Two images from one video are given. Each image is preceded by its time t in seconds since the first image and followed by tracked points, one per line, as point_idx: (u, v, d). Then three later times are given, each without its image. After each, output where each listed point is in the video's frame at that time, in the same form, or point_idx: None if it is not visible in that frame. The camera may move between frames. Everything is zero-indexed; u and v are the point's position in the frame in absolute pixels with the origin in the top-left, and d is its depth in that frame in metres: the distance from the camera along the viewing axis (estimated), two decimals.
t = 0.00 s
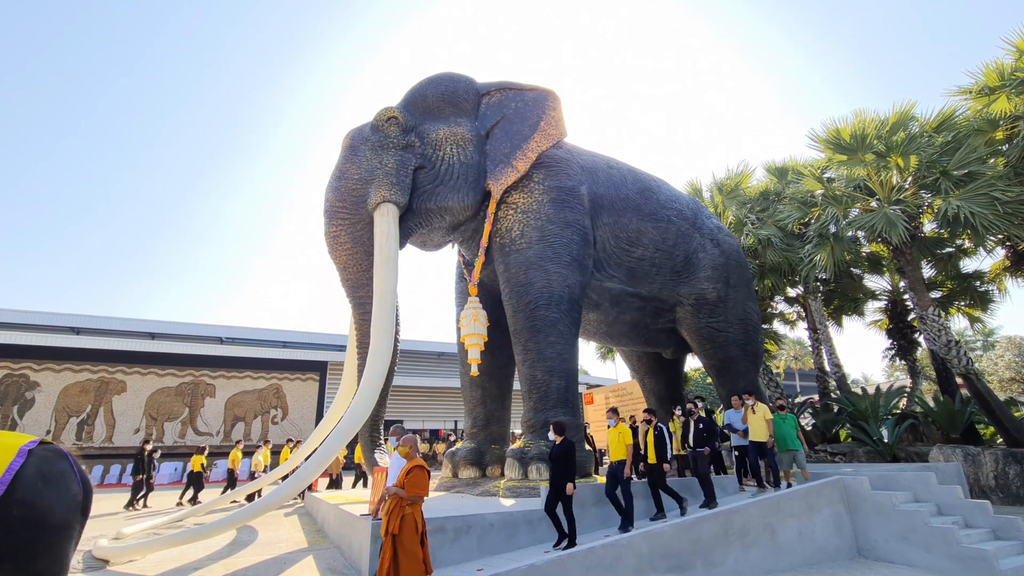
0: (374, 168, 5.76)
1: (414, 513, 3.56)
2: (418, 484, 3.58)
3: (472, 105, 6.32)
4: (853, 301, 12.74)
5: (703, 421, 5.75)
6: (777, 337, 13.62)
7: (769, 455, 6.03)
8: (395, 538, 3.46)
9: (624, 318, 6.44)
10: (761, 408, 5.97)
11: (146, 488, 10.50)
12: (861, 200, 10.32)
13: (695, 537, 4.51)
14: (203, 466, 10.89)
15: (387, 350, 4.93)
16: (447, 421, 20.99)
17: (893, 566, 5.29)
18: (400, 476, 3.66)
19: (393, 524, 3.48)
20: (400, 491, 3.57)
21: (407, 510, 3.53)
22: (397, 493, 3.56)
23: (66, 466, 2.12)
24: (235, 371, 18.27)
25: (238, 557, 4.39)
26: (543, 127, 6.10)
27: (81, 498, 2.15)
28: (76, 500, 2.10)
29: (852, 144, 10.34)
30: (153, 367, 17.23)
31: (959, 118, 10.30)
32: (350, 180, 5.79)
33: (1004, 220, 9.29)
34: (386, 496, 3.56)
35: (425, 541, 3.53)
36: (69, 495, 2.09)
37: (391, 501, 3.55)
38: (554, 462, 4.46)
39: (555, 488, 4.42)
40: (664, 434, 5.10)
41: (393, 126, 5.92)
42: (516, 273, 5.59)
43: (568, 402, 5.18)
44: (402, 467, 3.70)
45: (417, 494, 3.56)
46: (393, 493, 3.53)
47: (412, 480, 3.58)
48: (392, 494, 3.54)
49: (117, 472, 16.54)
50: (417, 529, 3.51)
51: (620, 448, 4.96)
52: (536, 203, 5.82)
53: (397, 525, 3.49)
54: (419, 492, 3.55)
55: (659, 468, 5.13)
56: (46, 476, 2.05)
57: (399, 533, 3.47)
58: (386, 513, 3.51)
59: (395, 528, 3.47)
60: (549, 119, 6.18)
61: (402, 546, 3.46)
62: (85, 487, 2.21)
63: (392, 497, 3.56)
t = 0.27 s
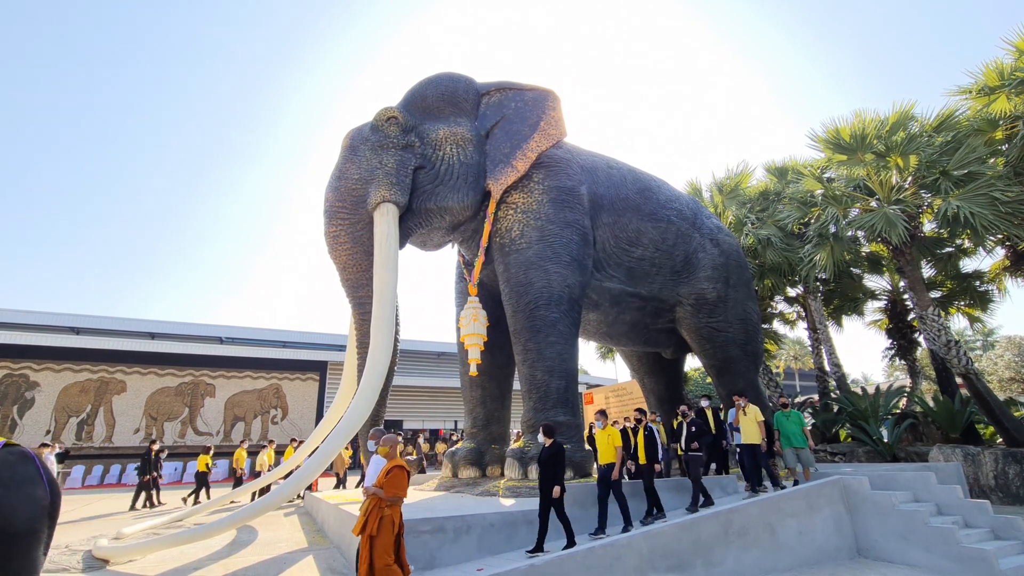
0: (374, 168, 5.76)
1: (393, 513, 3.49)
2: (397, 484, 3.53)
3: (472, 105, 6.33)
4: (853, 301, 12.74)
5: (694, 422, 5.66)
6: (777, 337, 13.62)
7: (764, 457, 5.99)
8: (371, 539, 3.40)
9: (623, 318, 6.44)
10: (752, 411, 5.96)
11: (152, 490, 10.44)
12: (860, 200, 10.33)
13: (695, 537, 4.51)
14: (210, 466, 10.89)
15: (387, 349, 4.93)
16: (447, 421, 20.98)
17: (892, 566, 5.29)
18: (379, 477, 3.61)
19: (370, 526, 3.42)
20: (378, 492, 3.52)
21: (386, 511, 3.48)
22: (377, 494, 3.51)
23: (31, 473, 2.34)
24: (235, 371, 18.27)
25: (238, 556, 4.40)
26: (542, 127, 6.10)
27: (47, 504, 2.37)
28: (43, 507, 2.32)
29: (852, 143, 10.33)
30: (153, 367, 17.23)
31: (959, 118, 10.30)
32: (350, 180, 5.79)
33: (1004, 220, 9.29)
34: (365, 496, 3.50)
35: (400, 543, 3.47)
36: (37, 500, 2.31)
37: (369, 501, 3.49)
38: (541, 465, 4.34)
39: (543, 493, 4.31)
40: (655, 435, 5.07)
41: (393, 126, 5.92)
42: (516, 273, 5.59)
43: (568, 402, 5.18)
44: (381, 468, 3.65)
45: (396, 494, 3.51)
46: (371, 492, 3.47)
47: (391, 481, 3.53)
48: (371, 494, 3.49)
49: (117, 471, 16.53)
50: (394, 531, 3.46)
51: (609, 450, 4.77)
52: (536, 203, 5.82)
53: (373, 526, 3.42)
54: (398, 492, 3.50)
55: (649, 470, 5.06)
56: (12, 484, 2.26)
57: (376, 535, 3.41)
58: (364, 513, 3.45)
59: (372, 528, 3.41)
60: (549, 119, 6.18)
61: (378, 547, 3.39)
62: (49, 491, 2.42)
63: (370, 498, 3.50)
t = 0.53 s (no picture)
0: (374, 168, 5.76)
1: (378, 514, 3.48)
2: (382, 485, 3.49)
3: (472, 104, 6.32)
4: (853, 301, 12.74)
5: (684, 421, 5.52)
6: (777, 336, 13.63)
7: (756, 458, 5.94)
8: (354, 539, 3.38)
9: (623, 317, 6.45)
10: (743, 410, 5.89)
11: (160, 491, 10.37)
12: (860, 199, 10.34)
13: (695, 536, 4.52)
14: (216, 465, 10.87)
15: (387, 349, 4.93)
16: (447, 420, 20.98)
17: (892, 565, 5.30)
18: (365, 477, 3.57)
19: (354, 526, 3.40)
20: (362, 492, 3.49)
21: (371, 511, 3.46)
22: (361, 494, 3.47)
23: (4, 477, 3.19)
24: (235, 371, 18.26)
25: (238, 556, 4.40)
26: (542, 126, 6.11)
27: (20, 503, 3.24)
28: (14, 507, 3.18)
29: (852, 143, 10.32)
30: (153, 367, 17.23)
31: (958, 118, 10.31)
32: (350, 180, 5.79)
33: (1004, 220, 9.30)
34: (350, 497, 3.47)
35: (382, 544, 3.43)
36: (10, 502, 3.17)
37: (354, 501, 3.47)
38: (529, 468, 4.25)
39: (533, 496, 4.21)
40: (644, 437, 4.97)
41: (393, 126, 5.92)
42: (515, 272, 5.59)
43: (568, 402, 5.19)
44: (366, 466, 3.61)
45: (381, 495, 3.48)
46: (356, 494, 3.44)
47: (376, 481, 3.49)
48: (356, 495, 3.46)
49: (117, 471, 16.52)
50: (377, 532, 3.43)
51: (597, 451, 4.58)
52: (536, 202, 5.82)
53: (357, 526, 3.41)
54: (383, 493, 3.47)
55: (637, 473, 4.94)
56: None
57: (358, 536, 3.39)
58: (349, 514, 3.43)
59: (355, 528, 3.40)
60: (549, 118, 6.19)
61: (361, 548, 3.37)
62: (23, 488, 3.29)
63: (356, 498, 3.48)
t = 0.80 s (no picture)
0: (374, 167, 5.76)
1: (358, 518, 3.43)
2: (362, 489, 3.44)
3: (472, 103, 6.32)
4: (853, 300, 12.73)
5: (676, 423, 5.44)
6: (777, 335, 13.63)
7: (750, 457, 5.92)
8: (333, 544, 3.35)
9: (623, 317, 6.45)
10: (737, 411, 5.83)
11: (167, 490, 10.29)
12: (861, 199, 10.35)
13: (695, 536, 4.52)
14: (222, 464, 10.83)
15: (388, 349, 4.93)
16: (447, 420, 20.98)
17: (892, 564, 5.30)
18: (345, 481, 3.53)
19: (333, 531, 3.37)
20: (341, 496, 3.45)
21: (350, 516, 3.41)
22: (340, 499, 3.43)
23: None
24: (235, 371, 18.26)
25: (240, 556, 4.40)
26: (543, 125, 6.11)
27: None
28: None
29: (852, 142, 10.28)
30: (153, 367, 17.23)
31: (958, 116, 10.30)
32: (350, 180, 5.79)
33: (1005, 219, 9.29)
34: (329, 501, 3.44)
35: (364, 549, 3.39)
36: None
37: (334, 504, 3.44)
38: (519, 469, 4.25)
39: (523, 496, 4.16)
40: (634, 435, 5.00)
41: (393, 125, 5.92)
42: (516, 272, 5.59)
43: (568, 401, 5.19)
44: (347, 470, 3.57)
45: (360, 499, 3.43)
46: (335, 498, 3.41)
47: (356, 485, 3.45)
48: (335, 500, 3.42)
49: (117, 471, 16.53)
50: (357, 537, 3.38)
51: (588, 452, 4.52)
52: (536, 201, 5.82)
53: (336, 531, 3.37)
54: (362, 497, 3.42)
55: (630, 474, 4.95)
56: None
57: (337, 541, 3.36)
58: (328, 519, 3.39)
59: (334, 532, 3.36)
60: (549, 118, 6.19)
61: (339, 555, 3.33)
62: None
63: (335, 503, 3.44)
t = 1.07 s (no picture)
0: (374, 167, 5.76)
1: (333, 517, 3.44)
2: (337, 487, 3.46)
3: (472, 102, 6.32)
4: (853, 298, 12.73)
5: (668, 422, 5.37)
6: (778, 334, 13.63)
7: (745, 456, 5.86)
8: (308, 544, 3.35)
9: (624, 315, 6.45)
10: (730, 411, 5.81)
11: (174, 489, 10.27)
12: (861, 197, 10.36)
13: (696, 534, 4.52)
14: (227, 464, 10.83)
15: (388, 348, 4.93)
16: (448, 419, 20.98)
17: (893, 562, 5.30)
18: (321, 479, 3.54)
19: (307, 530, 3.38)
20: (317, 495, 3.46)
21: (325, 514, 3.41)
22: (315, 497, 3.45)
23: None
24: (236, 371, 18.27)
25: (241, 555, 4.40)
26: (542, 124, 6.11)
27: None
28: None
29: (852, 141, 10.24)
30: (153, 367, 17.24)
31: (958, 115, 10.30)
32: (350, 179, 5.79)
33: (1005, 217, 9.28)
34: (305, 499, 3.46)
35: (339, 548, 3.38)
36: None
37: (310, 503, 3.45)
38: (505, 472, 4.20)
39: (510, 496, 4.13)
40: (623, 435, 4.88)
41: (393, 125, 5.92)
42: (516, 271, 5.59)
43: (569, 400, 5.19)
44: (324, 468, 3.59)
45: (335, 497, 3.44)
46: (309, 496, 3.43)
47: (331, 483, 3.46)
48: (309, 497, 3.44)
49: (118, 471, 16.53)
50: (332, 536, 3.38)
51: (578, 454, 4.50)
52: (536, 200, 5.82)
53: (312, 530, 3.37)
54: (337, 495, 3.43)
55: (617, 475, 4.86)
56: None
57: (312, 540, 3.36)
58: (302, 517, 3.41)
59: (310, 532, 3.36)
60: (549, 117, 6.19)
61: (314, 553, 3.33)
62: None
63: (310, 501, 3.45)
